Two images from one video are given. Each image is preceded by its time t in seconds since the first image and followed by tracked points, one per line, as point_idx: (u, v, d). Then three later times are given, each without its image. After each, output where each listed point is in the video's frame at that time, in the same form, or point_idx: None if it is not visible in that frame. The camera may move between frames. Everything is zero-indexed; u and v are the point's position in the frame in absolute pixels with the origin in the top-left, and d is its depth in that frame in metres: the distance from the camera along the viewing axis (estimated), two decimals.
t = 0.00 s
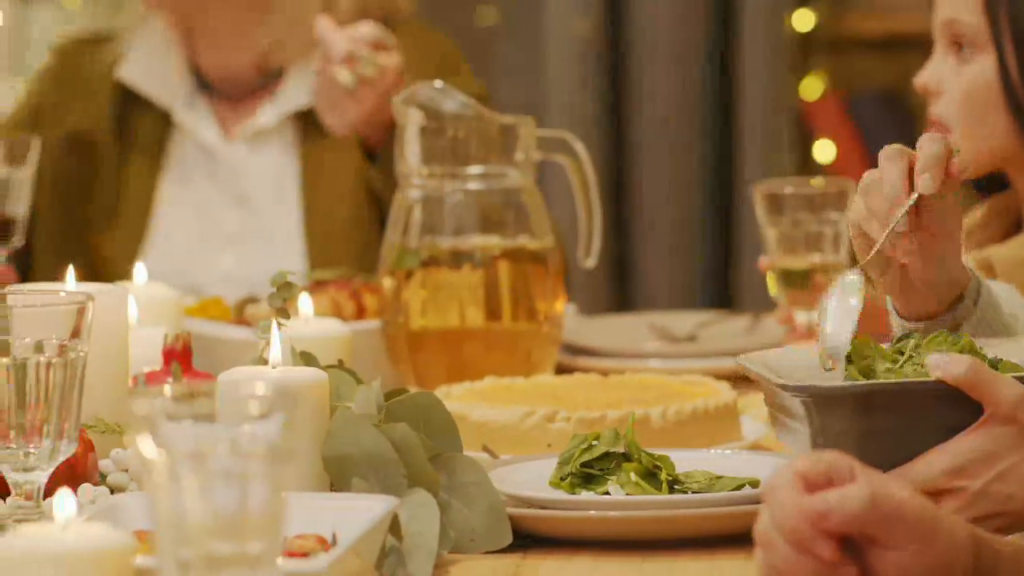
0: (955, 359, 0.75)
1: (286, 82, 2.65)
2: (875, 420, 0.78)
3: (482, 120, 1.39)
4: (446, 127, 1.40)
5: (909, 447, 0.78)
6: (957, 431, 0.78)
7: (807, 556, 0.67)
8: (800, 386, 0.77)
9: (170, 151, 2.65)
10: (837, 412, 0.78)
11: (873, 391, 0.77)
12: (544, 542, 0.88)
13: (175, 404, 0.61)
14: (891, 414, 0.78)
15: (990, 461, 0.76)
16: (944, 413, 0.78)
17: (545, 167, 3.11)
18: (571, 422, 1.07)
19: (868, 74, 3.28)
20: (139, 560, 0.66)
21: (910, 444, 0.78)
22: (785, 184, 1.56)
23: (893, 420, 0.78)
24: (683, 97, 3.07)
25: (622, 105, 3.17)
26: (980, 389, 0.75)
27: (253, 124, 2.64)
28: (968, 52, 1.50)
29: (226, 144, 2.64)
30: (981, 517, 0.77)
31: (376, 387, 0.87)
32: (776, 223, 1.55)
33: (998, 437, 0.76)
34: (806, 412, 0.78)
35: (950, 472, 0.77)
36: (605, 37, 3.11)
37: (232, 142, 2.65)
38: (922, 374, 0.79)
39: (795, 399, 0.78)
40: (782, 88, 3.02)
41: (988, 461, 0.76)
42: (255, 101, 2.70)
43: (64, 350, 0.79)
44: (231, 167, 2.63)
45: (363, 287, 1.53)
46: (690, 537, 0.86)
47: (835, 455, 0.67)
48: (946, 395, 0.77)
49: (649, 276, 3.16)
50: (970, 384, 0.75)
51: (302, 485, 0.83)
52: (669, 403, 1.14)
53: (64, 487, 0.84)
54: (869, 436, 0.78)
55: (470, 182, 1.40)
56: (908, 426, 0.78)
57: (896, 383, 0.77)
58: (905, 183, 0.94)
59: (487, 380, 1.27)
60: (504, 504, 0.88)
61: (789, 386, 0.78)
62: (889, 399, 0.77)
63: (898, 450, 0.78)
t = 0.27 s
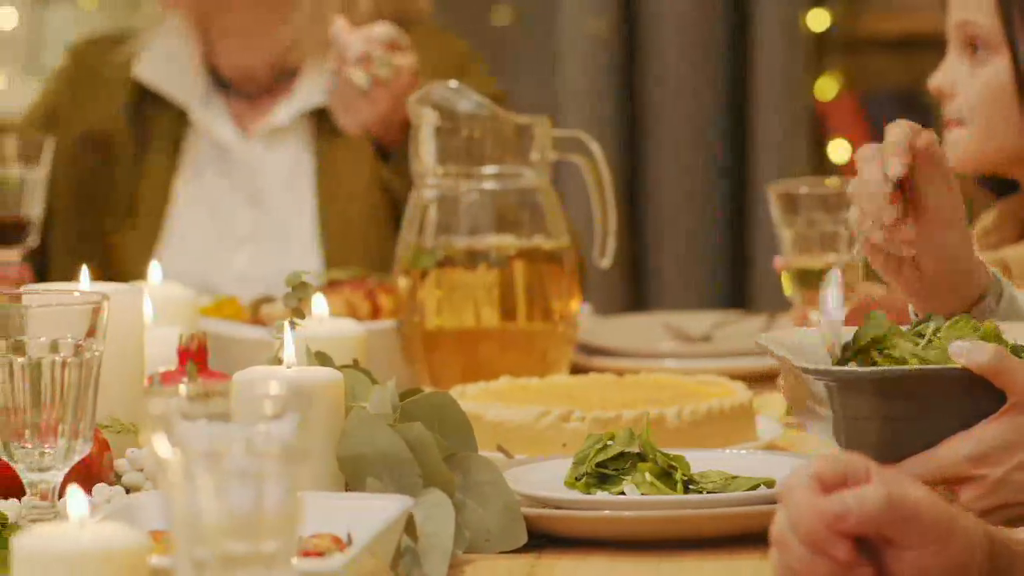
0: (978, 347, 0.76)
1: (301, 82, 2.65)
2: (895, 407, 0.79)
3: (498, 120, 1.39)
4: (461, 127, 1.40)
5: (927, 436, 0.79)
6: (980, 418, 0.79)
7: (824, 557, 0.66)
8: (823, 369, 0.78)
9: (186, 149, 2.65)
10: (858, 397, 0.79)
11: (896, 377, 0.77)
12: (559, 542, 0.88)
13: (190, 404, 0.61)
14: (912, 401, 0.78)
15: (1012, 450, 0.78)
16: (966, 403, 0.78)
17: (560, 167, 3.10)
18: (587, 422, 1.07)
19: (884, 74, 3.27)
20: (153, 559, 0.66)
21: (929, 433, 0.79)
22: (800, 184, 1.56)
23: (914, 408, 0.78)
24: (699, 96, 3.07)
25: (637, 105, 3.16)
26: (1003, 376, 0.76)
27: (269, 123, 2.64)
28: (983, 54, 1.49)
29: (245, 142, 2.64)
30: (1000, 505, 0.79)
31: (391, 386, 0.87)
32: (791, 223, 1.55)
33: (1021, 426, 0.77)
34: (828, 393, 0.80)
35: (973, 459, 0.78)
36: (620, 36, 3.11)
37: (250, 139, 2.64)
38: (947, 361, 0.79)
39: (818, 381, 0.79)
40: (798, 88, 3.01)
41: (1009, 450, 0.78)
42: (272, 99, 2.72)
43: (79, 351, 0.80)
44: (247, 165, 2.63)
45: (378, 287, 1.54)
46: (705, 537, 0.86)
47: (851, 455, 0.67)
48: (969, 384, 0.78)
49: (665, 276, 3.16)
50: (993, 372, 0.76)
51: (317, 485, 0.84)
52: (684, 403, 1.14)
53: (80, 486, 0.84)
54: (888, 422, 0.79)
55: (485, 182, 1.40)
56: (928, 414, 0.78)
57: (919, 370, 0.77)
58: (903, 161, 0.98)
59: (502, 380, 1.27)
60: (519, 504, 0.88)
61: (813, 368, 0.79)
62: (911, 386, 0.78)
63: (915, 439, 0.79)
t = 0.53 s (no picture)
0: (996, 317, 0.74)
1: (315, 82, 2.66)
2: (915, 377, 0.76)
3: (512, 119, 1.40)
4: (476, 127, 1.40)
5: (943, 406, 0.77)
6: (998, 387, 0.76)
7: (839, 557, 0.66)
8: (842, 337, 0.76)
9: (201, 150, 2.67)
10: (878, 365, 0.76)
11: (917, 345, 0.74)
12: (573, 540, 0.88)
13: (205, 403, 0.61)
14: (932, 371, 0.75)
15: None
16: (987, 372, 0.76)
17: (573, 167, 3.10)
18: (601, 422, 1.07)
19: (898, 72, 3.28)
20: (168, 559, 0.66)
21: (947, 401, 0.76)
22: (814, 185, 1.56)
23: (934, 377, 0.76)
24: (713, 96, 3.06)
25: (651, 104, 3.16)
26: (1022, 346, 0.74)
27: (283, 123, 2.65)
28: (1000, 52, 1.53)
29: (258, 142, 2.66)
30: (1015, 474, 0.78)
31: (406, 385, 0.87)
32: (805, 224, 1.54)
33: None
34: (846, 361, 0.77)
35: (991, 429, 0.76)
36: (634, 36, 3.10)
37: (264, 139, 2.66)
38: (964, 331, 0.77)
39: (837, 349, 0.77)
40: (812, 87, 3.01)
41: None
42: (286, 99, 2.74)
43: (93, 350, 0.80)
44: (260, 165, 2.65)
45: (392, 287, 1.54)
46: (720, 538, 0.85)
47: (866, 456, 0.67)
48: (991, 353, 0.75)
49: (679, 276, 3.16)
50: (1012, 340, 0.74)
51: (331, 483, 0.84)
52: (698, 403, 1.14)
53: (95, 485, 0.84)
54: (906, 391, 0.76)
55: (500, 182, 1.40)
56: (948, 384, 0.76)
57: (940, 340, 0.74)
58: (836, 189, 0.96)
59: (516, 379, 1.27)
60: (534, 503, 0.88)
61: (832, 336, 0.76)
62: (931, 355, 0.75)
63: (934, 406, 0.77)
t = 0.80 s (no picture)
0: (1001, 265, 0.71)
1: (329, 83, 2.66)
2: (911, 327, 0.73)
3: (526, 118, 1.40)
4: (489, 127, 1.40)
5: (939, 359, 0.74)
6: (994, 338, 0.75)
7: (851, 557, 0.65)
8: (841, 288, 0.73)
9: (214, 149, 2.66)
10: (876, 316, 0.73)
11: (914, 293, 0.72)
12: (587, 540, 0.88)
13: (220, 403, 0.61)
14: (929, 321, 0.73)
15: None
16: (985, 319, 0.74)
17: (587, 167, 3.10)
18: (614, 422, 1.07)
19: (910, 72, 3.28)
20: (181, 559, 0.66)
21: (944, 353, 0.74)
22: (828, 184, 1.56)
23: (932, 327, 0.73)
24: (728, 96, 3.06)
25: (665, 104, 3.16)
26: None
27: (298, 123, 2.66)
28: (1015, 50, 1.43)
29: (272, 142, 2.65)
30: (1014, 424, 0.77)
31: (420, 385, 0.87)
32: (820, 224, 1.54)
33: None
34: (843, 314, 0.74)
35: (991, 379, 0.74)
36: (648, 35, 3.10)
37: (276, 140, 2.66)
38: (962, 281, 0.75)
39: (833, 303, 0.74)
40: (827, 87, 3.00)
41: None
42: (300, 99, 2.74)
43: (107, 349, 0.80)
44: (272, 164, 2.65)
45: (406, 287, 1.54)
46: (735, 538, 0.85)
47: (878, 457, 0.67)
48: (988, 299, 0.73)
49: (693, 276, 3.15)
50: (1015, 289, 0.71)
51: (345, 483, 0.84)
52: (711, 403, 1.14)
53: (109, 485, 0.85)
54: (903, 343, 0.74)
55: (514, 182, 1.40)
56: (945, 334, 0.73)
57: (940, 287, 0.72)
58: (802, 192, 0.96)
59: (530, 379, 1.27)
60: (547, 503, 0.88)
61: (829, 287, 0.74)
62: (929, 303, 0.73)
63: (930, 358, 0.74)
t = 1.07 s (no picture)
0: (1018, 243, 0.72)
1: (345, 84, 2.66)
2: (924, 307, 0.73)
3: (542, 118, 1.40)
4: (505, 126, 1.40)
5: (951, 338, 0.75)
6: (1008, 320, 0.75)
7: (868, 560, 0.66)
8: (857, 266, 0.73)
9: (230, 150, 2.67)
10: (891, 296, 0.73)
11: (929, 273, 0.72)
12: (603, 540, 0.88)
13: (235, 403, 0.61)
14: (942, 302, 0.73)
15: None
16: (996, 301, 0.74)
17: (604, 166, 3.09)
18: (630, 422, 1.07)
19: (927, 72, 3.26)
20: (198, 559, 0.66)
21: (955, 333, 0.74)
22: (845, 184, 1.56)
23: (946, 308, 0.74)
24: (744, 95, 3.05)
25: (681, 104, 3.15)
26: None
27: (314, 124, 2.66)
28: None
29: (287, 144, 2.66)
30: None
31: (436, 385, 0.87)
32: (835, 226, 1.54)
33: None
34: (857, 293, 0.74)
35: (1005, 361, 0.75)
36: (665, 35, 3.10)
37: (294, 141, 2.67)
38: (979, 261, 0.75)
39: (850, 281, 0.74)
40: (843, 86, 2.99)
41: None
42: (316, 100, 2.74)
43: (123, 349, 0.81)
44: (290, 165, 2.66)
45: (422, 287, 1.54)
46: (750, 538, 0.85)
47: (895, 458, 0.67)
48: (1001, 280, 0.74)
49: (709, 275, 3.14)
50: None
51: (360, 483, 0.84)
52: (727, 403, 1.13)
53: (125, 484, 0.85)
54: (917, 323, 0.74)
55: (530, 182, 1.40)
56: (957, 315, 0.74)
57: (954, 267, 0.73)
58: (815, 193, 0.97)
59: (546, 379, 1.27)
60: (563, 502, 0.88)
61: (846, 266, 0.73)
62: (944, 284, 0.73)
63: (942, 338, 0.74)
